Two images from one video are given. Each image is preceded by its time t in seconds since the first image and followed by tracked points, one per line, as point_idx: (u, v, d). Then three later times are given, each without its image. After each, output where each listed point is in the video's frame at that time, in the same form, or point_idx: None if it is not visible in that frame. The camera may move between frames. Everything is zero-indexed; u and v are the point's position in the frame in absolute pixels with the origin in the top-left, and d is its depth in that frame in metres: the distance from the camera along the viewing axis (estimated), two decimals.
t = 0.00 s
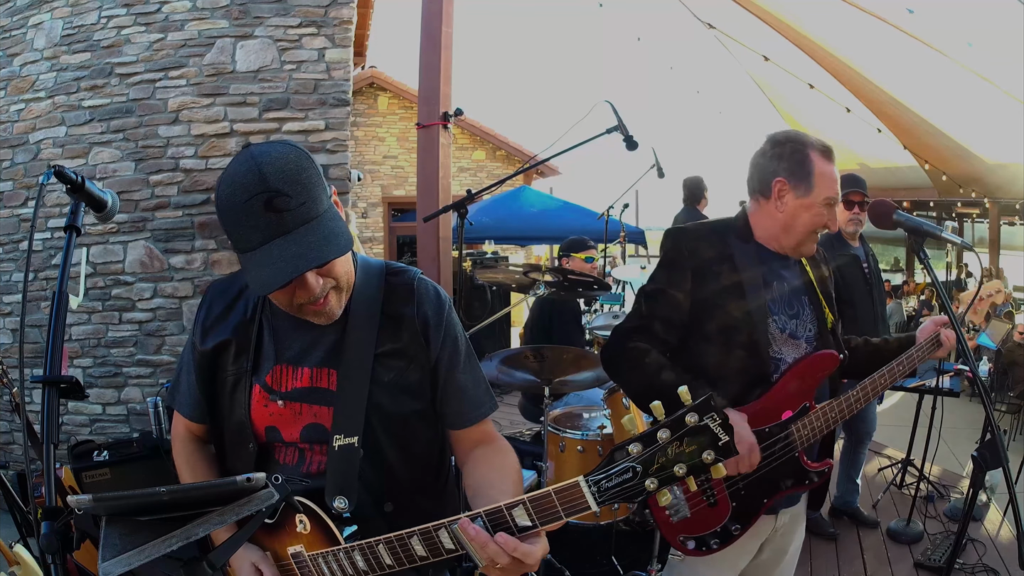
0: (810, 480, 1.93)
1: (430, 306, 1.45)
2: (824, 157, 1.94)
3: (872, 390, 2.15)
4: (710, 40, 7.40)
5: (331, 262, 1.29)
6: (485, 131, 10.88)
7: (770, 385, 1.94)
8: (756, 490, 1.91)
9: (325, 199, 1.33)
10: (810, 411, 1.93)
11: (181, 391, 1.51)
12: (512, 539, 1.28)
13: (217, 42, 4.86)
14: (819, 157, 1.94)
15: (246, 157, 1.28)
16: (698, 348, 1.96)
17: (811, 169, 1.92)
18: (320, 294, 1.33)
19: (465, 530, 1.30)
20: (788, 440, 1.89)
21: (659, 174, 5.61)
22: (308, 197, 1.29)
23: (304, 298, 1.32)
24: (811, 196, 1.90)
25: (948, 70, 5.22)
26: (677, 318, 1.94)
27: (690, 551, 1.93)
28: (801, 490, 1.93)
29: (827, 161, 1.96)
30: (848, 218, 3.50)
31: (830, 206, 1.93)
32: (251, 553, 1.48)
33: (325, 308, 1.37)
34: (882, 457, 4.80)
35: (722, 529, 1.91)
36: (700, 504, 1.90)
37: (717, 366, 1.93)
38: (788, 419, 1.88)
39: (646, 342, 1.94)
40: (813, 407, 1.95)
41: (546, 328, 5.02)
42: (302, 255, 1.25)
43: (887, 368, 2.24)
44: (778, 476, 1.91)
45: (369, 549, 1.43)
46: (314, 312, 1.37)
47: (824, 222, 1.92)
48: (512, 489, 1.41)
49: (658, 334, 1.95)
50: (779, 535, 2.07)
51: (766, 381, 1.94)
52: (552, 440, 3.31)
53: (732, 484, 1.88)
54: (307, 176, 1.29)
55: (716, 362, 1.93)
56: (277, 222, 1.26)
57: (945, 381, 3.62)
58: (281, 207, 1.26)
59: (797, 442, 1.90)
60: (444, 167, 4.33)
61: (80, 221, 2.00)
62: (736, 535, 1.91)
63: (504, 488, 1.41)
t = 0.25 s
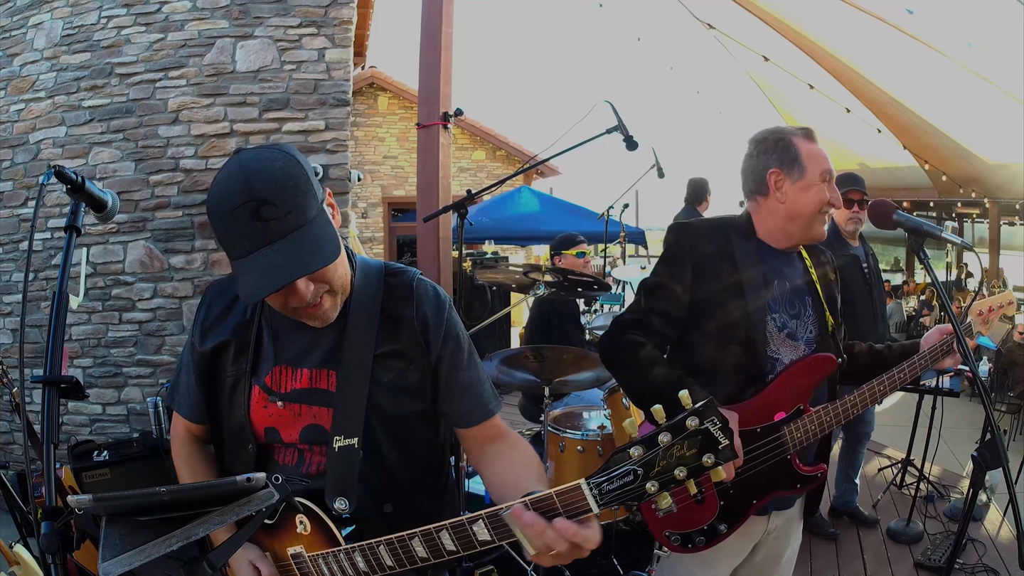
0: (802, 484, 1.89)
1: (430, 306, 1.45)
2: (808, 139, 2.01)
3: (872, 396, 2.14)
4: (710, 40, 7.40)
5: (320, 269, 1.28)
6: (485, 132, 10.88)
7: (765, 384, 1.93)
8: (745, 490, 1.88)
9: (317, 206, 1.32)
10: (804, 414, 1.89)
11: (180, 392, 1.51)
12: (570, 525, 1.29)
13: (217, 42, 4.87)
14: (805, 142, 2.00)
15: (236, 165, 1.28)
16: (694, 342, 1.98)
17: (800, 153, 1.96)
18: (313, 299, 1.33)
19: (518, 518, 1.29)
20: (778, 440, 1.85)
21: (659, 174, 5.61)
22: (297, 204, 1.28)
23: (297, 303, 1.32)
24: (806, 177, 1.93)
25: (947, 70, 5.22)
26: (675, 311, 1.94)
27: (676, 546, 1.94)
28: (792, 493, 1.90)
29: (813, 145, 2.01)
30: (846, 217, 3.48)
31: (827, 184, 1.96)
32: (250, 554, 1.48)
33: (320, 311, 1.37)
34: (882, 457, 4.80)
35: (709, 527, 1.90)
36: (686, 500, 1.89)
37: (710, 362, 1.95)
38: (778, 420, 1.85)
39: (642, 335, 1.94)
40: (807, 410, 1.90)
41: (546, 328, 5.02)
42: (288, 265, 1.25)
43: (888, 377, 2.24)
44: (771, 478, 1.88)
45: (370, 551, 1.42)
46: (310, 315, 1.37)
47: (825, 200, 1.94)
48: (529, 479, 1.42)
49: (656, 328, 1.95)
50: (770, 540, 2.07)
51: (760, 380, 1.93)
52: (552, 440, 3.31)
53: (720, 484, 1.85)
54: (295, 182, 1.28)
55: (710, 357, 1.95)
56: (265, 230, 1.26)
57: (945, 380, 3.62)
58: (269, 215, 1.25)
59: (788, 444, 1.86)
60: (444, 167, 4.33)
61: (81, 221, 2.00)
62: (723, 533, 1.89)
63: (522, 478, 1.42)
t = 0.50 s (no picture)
0: (792, 488, 1.90)
1: (430, 306, 1.45)
2: (818, 148, 1.97)
3: (864, 398, 2.11)
4: (710, 40, 7.40)
5: (313, 276, 1.28)
6: (485, 132, 10.88)
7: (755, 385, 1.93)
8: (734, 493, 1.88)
9: (310, 212, 1.31)
10: (795, 416, 1.89)
11: (181, 392, 1.51)
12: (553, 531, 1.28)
13: (217, 42, 4.87)
14: (813, 150, 1.97)
15: (229, 173, 1.28)
16: (684, 342, 1.97)
17: (805, 160, 1.94)
18: (309, 303, 1.33)
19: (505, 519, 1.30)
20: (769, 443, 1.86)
21: (659, 174, 5.61)
22: (289, 211, 1.27)
23: (294, 308, 1.33)
24: (806, 186, 1.92)
25: (947, 71, 5.23)
26: (664, 311, 1.93)
27: (664, 551, 1.93)
28: (780, 497, 1.91)
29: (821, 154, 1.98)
30: (845, 218, 3.49)
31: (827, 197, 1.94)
32: (252, 554, 1.48)
33: (318, 313, 1.37)
34: (882, 457, 4.81)
35: (697, 531, 1.89)
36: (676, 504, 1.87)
37: (701, 361, 1.94)
38: (770, 423, 1.85)
39: (630, 333, 1.93)
40: (798, 412, 1.90)
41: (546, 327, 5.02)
42: (281, 274, 1.24)
43: (880, 379, 2.19)
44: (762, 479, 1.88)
45: (371, 551, 1.42)
46: (310, 317, 1.38)
47: (820, 213, 1.93)
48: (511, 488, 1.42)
49: (644, 326, 1.93)
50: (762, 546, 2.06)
51: (750, 380, 1.94)
52: (552, 440, 3.32)
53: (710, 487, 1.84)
54: (286, 189, 1.27)
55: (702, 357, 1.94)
56: (258, 239, 1.26)
57: (945, 380, 3.62)
58: (261, 224, 1.26)
59: (779, 446, 1.87)
60: (444, 167, 4.33)
61: (80, 221, 2.00)
62: (712, 538, 1.88)
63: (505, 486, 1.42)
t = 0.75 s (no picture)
0: (785, 489, 1.91)
1: (430, 305, 1.45)
2: (793, 139, 1.98)
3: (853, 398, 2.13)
4: (710, 40, 7.40)
5: (313, 277, 1.28)
6: (485, 132, 10.88)
7: (747, 386, 1.92)
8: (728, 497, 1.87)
9: (310, 214, 1.31)
10: (786, 417, 1.88)
11: (182, 392, 1.51)
12: (478, 553, 1.29)
13: (217, 41, 4.86)
14: (791, 140, 1.98)
15: (229, 176, 1.28)
16: (675, 342, 1.94)
17: (785, 152, 1.95)
18: (309, 304, 1.33)
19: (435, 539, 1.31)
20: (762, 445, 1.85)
21: (659, 174, 5.61)
22: (289, 213, 1.27)
23: (295, 310, 1.33)
24: (789, 175, 1.92)
25: (948, 70, 5.23)
26: (653, 310, 1.92)
27: (657, 558, 1.91)
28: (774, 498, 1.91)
29: (799, 144, 2.00)
30: (847, 217, 3.49)
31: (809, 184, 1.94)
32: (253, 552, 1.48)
33: (319, 314, 1.37)
34: (882, 457, 4.81)
35: (692, 537, 1.89)
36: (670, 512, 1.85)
37: (693, 362, 1.92)
38: (762, 425, 1.83)
39: (619, 335, 1.90)
40: (790, 412, 1.90)
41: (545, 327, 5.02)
42: (281, 276, 1.24)
43: (867, 379, 2.22)
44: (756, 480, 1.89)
45: (370, 550, 1.41)
46: (310, 318, 1.38)
47: (806, 201, 1.93)
48: (479, 496, 1.41)
49: (633, 327, 1.91)
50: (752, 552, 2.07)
51: (743, 381, 1.92)
52: (552, 440, 3.32)
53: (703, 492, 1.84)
54: (286, 191, 1.27)
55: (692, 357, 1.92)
56: (258, 241, 1.26)
57: (945, 380, 3.62)
58: (261, 226, 1.25)
59: (772, 448, 1.87)
60: (444, 167, 4.33)
61: (80, 221, 2.00)
62: (706, 543, 1.89)
63: (473, 495, 1.41)
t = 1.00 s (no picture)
0: (779, 489, 1.98)
1: (430, 304, 1.45)
2: (796, 157, 1.96)
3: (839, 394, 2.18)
4: (710, 40, 7.40)
5: (313, 276, 1.28)
6: (485, 132, 10.88)
7: (740, 392, 1.94)
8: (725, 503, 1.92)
9: (309, 214, 1.31)
10: (777, 419, 1.96)
11: (184, 390, 1.51)
12: (447, 553, 1.34)
13: (216, 41, 4.87)
14: (792, 157, 1.96)
15: (230, 176, 1.28)
16: (665, 351, 1.91)
17: (787, 171, 1.93)
18: (309, 304, 1.33)
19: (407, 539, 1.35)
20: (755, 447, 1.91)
21: (659, 174, 5.61)
22: (289, 213, 1.27)
23: (295, 309, 1.33)
24: (787, 198, 1.92)
25: (948, 70, 5.22)
26: (642, 320, 1.88)
27: (662, 569, 1.92)
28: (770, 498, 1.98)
29: (798, 162, 1.98)
30: (847, 217, 3.48)
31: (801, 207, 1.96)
32: (253, 549, 1.48)
33: (319, 313, 1.37)
34: (882, 457, 4.81)
35: (694, 544, 1.91)
36: (670, 521, 1.89)
37: (685, 370, 1.89)
38: (755, 429, 1.89)
39: (608, 347, 1.87)
40: (780, 414, 1.97)
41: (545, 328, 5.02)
42: (281, 275, 1.24)
43: (850, 375, 2.26)
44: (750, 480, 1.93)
45: (370, 546, 1.40)
46: (310, 317, 1.38)
47: (794, 223, 1.96)
48: (469, 496, 1.42)
49: (622, 338, 1.88)
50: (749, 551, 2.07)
51: (735, 387, 1.94)
52: (552, 440, 3.32)
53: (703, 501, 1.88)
54: (286, 191, 1.27)
55: (683, 365, 1.89)
56: (259, 240, 1.26)
57: (945, 381, 3.62)
58: (262, 225, 1.26)
59: (765, 451, 1.94)
60: (444, 167, 4.33)
61: (80, 221, 2.00)
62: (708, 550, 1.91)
63: (462, 494, 1.42)
